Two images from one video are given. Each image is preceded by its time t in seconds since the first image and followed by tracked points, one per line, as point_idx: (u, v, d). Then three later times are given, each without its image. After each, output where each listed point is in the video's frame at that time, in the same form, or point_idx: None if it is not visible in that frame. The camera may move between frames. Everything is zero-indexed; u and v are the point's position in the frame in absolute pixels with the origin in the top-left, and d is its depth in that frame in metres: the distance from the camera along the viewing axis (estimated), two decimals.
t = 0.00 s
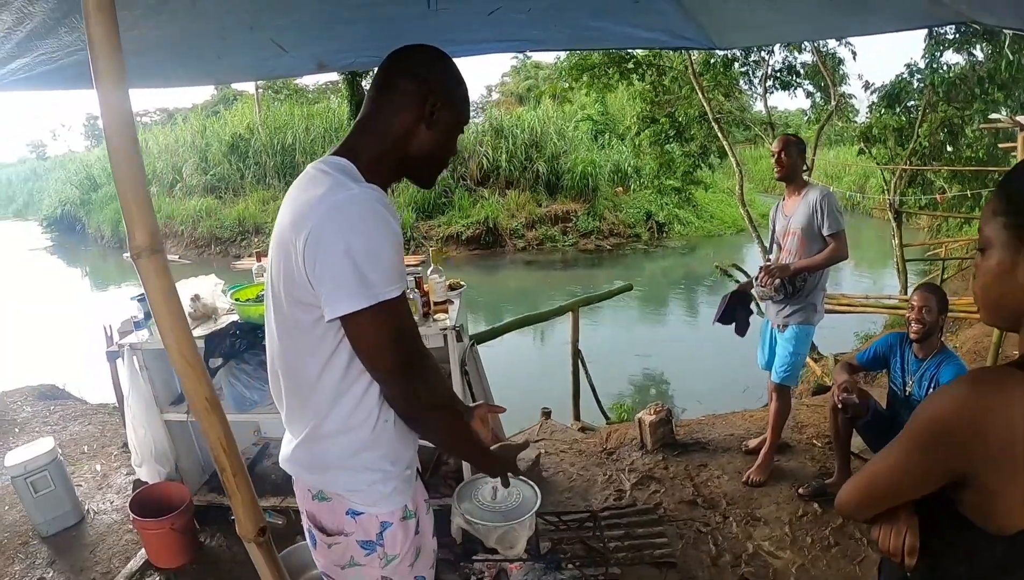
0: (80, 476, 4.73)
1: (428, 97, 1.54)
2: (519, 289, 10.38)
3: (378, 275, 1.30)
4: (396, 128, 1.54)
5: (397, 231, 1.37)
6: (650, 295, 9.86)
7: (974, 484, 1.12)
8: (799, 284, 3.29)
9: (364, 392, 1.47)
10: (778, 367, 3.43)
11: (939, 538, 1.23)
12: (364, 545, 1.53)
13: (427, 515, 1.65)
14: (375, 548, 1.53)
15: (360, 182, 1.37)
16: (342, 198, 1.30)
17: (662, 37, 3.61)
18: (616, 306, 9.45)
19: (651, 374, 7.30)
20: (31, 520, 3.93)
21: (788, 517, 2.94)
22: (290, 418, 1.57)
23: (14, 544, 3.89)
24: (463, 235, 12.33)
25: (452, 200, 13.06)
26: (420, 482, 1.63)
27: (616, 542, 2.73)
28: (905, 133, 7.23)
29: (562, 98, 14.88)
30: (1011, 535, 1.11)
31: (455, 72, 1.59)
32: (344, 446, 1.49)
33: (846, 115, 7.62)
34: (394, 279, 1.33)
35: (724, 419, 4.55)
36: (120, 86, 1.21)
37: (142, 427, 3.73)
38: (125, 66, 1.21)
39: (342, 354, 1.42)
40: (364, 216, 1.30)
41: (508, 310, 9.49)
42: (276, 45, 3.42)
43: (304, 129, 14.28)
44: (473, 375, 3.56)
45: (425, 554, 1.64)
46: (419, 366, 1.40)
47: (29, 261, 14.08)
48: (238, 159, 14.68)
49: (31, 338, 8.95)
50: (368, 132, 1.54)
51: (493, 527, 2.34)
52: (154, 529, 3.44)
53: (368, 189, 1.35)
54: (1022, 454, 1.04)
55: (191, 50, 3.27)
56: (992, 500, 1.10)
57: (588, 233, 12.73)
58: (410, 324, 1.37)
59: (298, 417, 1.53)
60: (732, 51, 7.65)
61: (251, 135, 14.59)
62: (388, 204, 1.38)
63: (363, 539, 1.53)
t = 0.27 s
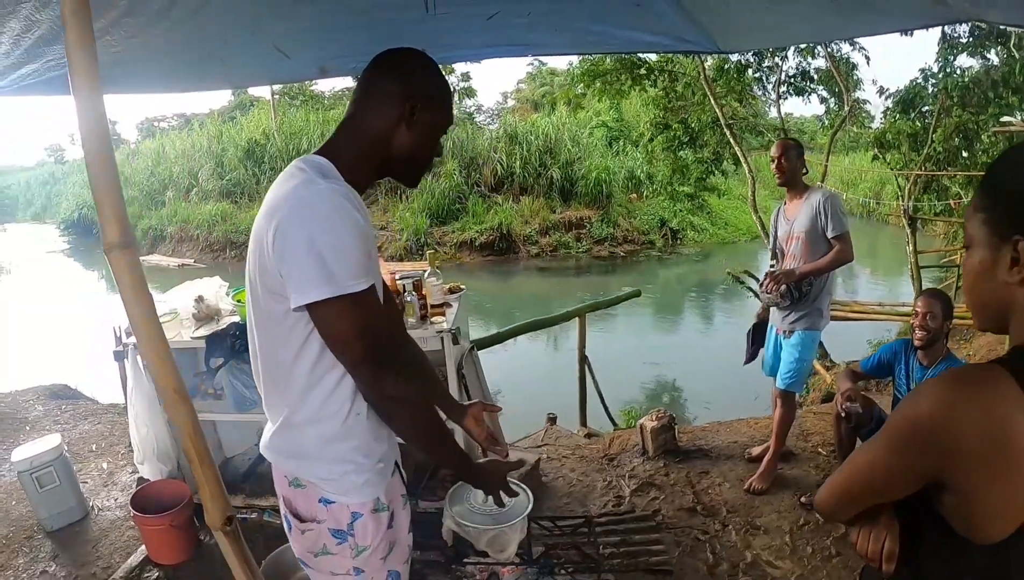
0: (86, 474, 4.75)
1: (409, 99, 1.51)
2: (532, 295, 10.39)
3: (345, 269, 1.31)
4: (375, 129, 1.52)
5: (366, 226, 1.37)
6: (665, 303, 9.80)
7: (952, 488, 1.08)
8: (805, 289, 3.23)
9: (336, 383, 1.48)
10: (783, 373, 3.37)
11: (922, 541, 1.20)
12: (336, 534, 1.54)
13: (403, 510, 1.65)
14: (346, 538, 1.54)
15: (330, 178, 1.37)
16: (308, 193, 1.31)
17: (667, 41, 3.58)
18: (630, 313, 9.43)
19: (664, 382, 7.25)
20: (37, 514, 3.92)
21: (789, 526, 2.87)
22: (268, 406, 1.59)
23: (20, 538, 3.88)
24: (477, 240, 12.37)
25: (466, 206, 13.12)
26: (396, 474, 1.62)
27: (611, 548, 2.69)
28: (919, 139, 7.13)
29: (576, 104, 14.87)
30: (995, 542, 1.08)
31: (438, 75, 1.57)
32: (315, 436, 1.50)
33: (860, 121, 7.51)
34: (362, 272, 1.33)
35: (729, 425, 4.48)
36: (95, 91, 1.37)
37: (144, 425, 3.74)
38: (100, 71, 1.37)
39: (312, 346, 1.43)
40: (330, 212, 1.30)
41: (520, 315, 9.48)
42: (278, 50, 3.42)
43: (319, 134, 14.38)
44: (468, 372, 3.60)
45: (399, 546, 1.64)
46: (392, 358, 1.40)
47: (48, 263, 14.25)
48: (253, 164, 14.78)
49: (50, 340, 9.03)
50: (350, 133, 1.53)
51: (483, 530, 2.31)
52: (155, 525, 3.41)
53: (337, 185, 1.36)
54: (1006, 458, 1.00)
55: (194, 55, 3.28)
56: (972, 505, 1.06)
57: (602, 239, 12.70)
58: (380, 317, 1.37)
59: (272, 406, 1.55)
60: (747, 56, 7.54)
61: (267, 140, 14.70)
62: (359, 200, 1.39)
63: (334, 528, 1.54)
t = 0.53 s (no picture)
0: (93, 469, 4.76)
1: (386, 95, 1.50)
2: (549, 301, 10.38)
3: (308, 255, 1.34)
4: (352, 124, 1.51)
5: (331, 215, 1.41)
6: (682, 310, 9.74)
7: (946, 480, 1.03)
8: (811, 294, 3.16)
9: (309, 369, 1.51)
10: (788, 380, 3.30)
11: (917, 537, 1.14)
12: (307, 520, 1.59)
13: (376, 501, 1.70)
14: (317, 524, 1.59)
15: (299, 170, 1.42)
16: (274, 184, 1.36)
17: (674, 43, 3.54)
18: (646, 320, 9.38)
19: (680, 390, 7.17)
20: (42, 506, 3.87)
21: (791, 536, 2.80)
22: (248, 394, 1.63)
23: (24, 529, 3.84)
24: (492, 246, 12.42)
25: (482, 212, 13.32)
26: (370, 465, 1.66)
27: (605, 554, 2.65)
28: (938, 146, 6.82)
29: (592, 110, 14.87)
30: (996, 537, 1.02)
31: (417, 72, 1.56)
32: (287, 421, 1.54)
33: (877, 127, 7.39)
34: (326, 259, 1.36)
35: (732, 433, 4.42)
36: (71, 79, 1.28)
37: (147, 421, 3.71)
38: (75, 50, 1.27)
39: (285, 332, 1.47)
40: (294, 201, 1.35)
41: (534, 321, 9.47)
42: (282, 56, 3.42)
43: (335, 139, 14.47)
44: (465, 373, 3.62)
45: (370, 536, 1.68)
46: (359, 343, 1.43)
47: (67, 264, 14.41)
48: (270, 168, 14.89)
49: (68, 338, 9.12)
50: (328, 130, 1.52)
51: (474, 531, 2.29)
52: (155, 520, 3.30)
53: (303, 176, 1.40)
54: (1008, 442, 0.96)
55: (201, 60, 3.29)
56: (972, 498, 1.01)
57: (618, 246, 12.66)
58: (346, 303, 1.40)
59: (252, 390, 1.60)
60: (764, 63, 7.43)
61: (284, 144, 14.80)
62: (326, 190, 1.43)
63: (307, 513, 1.59)
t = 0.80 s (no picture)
0: (109, 466, 4.83)
1: (388, 103, 1.51)
2: (567, 308, 10.38)
3: (309, 256, 1.35)
4: (355, 132, 1.52)
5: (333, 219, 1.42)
6: (702, 319, 9.67)
7: (952, 478, 1.05)
8: (824, 303, 3.12)
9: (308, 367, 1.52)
10: (799, 390, 3.25)
11: (922, 537, 1.14)
12: (300, 515, 1.61)
13: (369, 500, 1.70)
14: (310, 520, 1.60)
15: (300, 175, 1.43)
16: (276, 188, 1.37)
17: (686, 50, 3.52)
18: (666, 328, 9.34)
19: (697, 400, 7.13)
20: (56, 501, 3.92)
21: (798, 549, 2.76)
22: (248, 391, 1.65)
23: (38, 523, 3.91)
24: (512, 253, 12.48)
25: (502, 220, 13.41)
26: (364, 464, 1.66)
27: (609, 563, 2.64)
28: (959, 154, 6.66)
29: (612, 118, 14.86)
30: (1004, 538, 1.04)
31: (420, 81, 1.56)
32: (284, 416, 1.55)
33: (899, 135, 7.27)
34: (328, 260, 1.37)
35: (745, 443, 4.36)
36: (71, 87, 1.31)
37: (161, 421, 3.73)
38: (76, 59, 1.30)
39: (285, 330, 1.48)
40: (295, 203, 1.36)
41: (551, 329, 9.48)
42: (294, 63, 3.46)
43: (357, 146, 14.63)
44: (471, 378, 3.64)
45: (362, 534, 1.69)
46: (362, 343, 1.43)
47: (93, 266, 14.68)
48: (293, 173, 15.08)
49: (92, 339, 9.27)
50: (332, 137, 1.54)
51: (474, 537, 2.29)
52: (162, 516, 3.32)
53: (305, 180, 1.41)
54: (1013, 438, 0.97)
55: (216, 67, 3.34)
56: (978, 494, 1.02)
57: (638, 255, 12.64)
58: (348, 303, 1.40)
59: (252, 387, 1.61)
60: (784, 70, 7.36)
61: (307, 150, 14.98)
62: (327, 195, 1.44)
63: (300, 509, 1.60)
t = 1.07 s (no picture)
0: (124, 466, 4.89)
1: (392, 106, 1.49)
2: (586, 316, 10.33)
3: (312, 257, 1.34)
4: (361, 137, 1.51)
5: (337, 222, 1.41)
6: (724, 328, 9.55)
7: (980, 490, 1.00)
8: (843, 313, 3.04)
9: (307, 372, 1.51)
10: (816, 402, 3.18)
11: (949, 551, 1.10)
12: (296, 519, 1.59)
13: (368, 508, 1.68)
14: (305, 525, 1.58)
15: (305, 179, 1.43)
16: (279, 191, 1.37)
17: (701, 54, 3.48)
18: (688, 337, 9.25)
19: (717, 409, 7.03)
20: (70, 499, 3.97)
21: (812, 566, 2.69)
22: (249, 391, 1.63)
23: (52, 520, 3.96)
24: (534, 260, 12.50)
25: (524, 226, 13.45)
26: (363, 471, 1.65)
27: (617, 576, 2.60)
28: (985, 160, 6.48)
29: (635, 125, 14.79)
30: None
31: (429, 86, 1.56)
32: (283, 418, 1.54)
33: (925, 141, 7.11)
34: (328, 261, 1.35)
35: (761, 455, 4.27)
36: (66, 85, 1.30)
37: (173, 423, 3.75)
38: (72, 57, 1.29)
39: (286, 332, 1.47)
40: (297, 205, 1.35)
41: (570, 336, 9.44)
42: (307, 69, 3.48)
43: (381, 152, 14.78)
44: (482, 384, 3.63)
45: (359, 542, 1.67)
46: (362, 345, 1.41)
47: (120, 268, 14.97)
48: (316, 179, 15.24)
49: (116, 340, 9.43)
50: (338, 142, 1.53)
51: (479, 547, 2.26)
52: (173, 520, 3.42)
53: (310, 184, 1.41)
54: None
55: (232, 72, 3.37)
56: (1008, 508, 0.98)
57: (660, 262, 12.57)
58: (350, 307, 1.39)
59: (252, 388, 1.60)
60: (807, 76, 7.25)
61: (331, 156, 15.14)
62: (331, 198, 1.43)
63: (296, 513, 1.59)
